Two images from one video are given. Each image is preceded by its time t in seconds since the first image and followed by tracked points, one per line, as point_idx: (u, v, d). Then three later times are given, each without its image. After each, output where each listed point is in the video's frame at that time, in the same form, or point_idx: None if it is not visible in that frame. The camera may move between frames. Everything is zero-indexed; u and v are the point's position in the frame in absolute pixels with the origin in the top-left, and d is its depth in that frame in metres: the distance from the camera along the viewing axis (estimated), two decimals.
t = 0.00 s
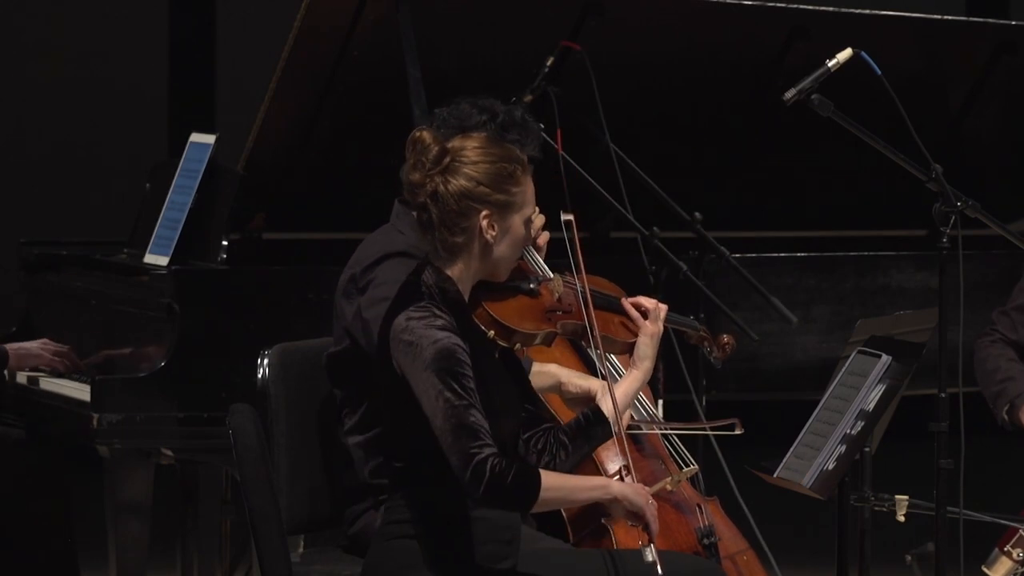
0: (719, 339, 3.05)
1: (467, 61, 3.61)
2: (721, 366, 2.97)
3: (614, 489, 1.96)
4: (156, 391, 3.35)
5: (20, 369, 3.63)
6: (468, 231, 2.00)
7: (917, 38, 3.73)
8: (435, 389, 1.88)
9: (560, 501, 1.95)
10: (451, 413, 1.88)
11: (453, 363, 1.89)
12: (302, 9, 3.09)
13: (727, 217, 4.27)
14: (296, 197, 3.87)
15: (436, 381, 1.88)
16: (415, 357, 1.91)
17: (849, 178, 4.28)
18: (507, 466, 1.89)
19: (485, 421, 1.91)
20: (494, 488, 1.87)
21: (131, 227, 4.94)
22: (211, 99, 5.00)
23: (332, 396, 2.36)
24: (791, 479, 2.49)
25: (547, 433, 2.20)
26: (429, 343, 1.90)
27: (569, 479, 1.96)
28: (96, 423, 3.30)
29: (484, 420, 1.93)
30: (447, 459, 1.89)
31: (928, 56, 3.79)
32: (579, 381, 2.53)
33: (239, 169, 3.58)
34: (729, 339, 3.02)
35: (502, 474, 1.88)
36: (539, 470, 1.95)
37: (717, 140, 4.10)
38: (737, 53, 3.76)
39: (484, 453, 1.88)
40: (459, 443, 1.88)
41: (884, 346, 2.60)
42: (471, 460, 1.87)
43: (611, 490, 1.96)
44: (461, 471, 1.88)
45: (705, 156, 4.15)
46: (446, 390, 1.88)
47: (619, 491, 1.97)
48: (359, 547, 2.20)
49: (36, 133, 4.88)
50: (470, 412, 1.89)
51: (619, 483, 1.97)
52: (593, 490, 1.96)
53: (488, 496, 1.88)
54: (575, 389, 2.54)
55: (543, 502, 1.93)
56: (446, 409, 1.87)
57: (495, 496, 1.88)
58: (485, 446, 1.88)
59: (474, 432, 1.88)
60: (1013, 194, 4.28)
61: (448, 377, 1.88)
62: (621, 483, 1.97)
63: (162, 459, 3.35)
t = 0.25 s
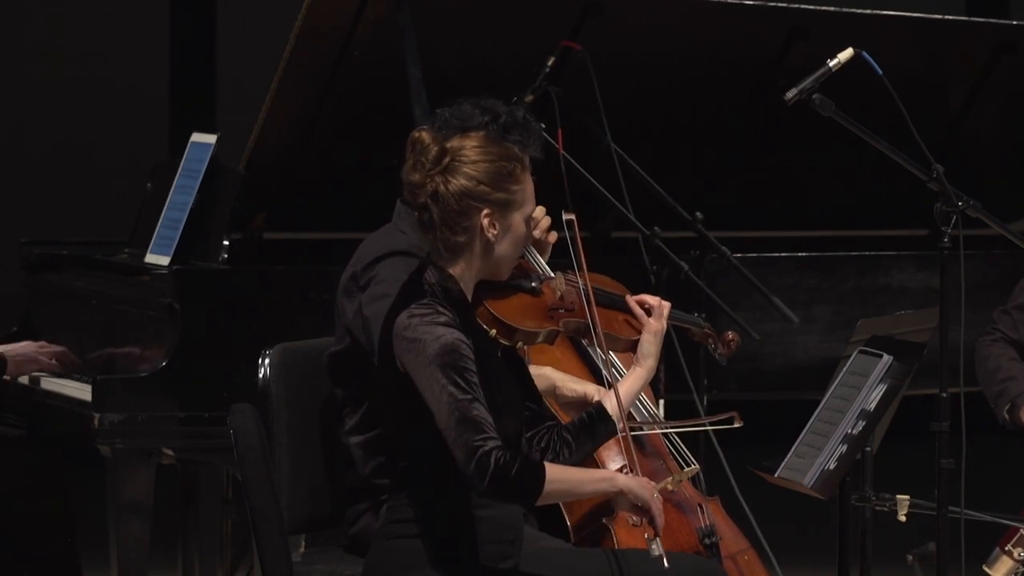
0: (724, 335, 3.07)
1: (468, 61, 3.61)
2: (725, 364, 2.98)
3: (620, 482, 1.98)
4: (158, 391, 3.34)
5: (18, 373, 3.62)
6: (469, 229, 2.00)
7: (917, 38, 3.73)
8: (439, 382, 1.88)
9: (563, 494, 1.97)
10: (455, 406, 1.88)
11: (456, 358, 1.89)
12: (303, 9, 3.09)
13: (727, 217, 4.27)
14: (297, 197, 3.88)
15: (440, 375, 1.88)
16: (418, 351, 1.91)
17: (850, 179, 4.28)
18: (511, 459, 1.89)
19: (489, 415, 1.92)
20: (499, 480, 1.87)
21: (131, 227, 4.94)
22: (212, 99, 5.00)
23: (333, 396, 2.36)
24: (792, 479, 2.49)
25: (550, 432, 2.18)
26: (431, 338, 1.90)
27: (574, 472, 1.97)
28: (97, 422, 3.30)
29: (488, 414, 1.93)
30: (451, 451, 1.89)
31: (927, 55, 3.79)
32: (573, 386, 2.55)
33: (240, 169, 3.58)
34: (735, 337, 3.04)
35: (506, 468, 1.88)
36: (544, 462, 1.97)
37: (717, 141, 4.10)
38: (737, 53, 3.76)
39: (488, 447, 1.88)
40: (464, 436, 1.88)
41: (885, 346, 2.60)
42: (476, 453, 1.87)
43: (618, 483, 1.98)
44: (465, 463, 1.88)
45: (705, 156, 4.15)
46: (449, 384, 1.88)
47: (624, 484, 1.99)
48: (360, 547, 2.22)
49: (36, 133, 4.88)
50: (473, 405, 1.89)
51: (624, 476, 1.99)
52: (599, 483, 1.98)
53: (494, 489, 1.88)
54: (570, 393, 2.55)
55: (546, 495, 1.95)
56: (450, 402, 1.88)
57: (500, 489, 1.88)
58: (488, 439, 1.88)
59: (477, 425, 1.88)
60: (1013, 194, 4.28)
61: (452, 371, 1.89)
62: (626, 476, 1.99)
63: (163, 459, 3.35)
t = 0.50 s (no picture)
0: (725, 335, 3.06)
1: (468, 61, 3.61)
2: (726, 363, 2.98)
3: (619, 500, 1.96)
4: (157, 391, 3.35)
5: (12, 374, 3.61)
6: (467, 225, 2.01)
7: (917, 38, 3.73)
8: (437, 384, 1.88)
9: (560, 506, 1.95)
10: (452, 409, 1.88)
11: (454, 360, 1.89)
12: (303, 8, 3.09)
13: (727, 217, 4.27)
14: (297, 197, 3.88)
15: (438, 377, 1.88)
16: (415, 353, 1.91)
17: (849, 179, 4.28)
18: (506, 464, 1.89)
19: (485, 418, 1.92)
20: (494, 484, 1.87)
21: (131, 227, 4.94)
22: (211, 99, 5.00)
23: (332, 395, 2.36)
24: (791, 479, 2.49)
25: (551, 430, 2.19)
26: (428, 339, 1.90)
27: (576, 487, 1.95)
28: (96, 422, 3.31)
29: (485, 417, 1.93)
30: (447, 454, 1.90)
31: (928, 56, 3.79)
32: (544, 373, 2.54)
33: (239, 169, 3.58)
34: (736, 335, 3.04)
35: (501, 473, 1.87)
36: (543, 471, 1.96)
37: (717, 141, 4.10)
38: (737, 53, 3.76)
39: (484, 451, 1.88)
40: (460, 440, 1.89)
41: (885, 346, 2.60)
42: (471, 457, 1.87)
43: (617, 502, 1.96)
44: (460, 467, 1.88)
45: (704, 156, 4.15)
46: (446, 386, 1.88)
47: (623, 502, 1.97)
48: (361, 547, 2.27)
49: (36, 133, 4.88)
50: (469, 409, 1.89)
51: (628, 497, 1.97)
52: (599, 500, 1.96)
53: (489, 493, 1.87)
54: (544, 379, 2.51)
55: (543, 505, 1.93)
56: (446, 404, 1.88)
57: (495, 493, 1.88)
58: (483, 443, 1.88)
59: (473, 428, 1.88)
60: (1012, 194, 4.29)
61: (449, 373, 1.89)
62: (626, 496, 1.97)
63: (162, 459, 3.36)
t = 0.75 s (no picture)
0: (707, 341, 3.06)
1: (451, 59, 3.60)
2: (709, 368, 2.96)
3: (601, 533, 1.94)
4: (138, 391, 3.34)
5: None
6: (455, 224, 2.00)
7: (899, 38, 3.73)
8: (417, 390, 1.90)
9: (538, 527, 1.95)
10: (432, 414, 1.90)
11: (435, 364, 1.91)
12: (285, 7, 3.07)
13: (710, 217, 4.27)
14: (279, 197, 3.84)
15: (419, 381, 1.90)
16: (397, 354, 1.93)
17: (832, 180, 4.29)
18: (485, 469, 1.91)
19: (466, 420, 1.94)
20: (473, 488, 1.89)
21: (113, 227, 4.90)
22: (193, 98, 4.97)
23: (314, 395, 2.35)
24: (773, 479, 2.48)
25: (533, 431, 2.14)
26: (411, 341, 1.91)
27: (556, 510, 1.94)
28: (78, 423, 3.30)
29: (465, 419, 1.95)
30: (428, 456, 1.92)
31: (910, 56, 3.80)
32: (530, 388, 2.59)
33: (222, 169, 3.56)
34: (719, 341, 3.03)
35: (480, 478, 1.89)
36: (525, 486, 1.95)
37: (702, 142, 4.09)
38: (720, 53, 3.76)
39: (464, 456, 1.90)
40: (439, 444, 1.91)
41: (867, 345, 2.60)
42: (451, 462, 1.89)
43: (599, 534, 1.94)
44: (440, 470, 1.90)
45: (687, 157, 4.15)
46: (427, 390, 1.90)
47: (607, 535, 1.95)
48: (340, 551, 2.30)
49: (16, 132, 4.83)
50: (449, 414, 1.91)
51: (609, 528, 1.95)
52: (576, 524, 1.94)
53: (468, 497, 1.89)
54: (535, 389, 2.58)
55: (519, 522, 1.93)
56: (427, 409, 1.89)
57: (473, 498, 1.89)
58: (464, 446, 1.90)
59: (454, 431, 1.90)
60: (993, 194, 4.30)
61: (430, 378, 1.90)
62: (610, 528, 1.95)
63: (145, 459, 3.35)
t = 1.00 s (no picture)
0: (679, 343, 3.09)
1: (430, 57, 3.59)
2: (680, 370, 3.00)
3: (577, 502, 1.93)
4: (115, 392, 3.31)
5: None
6: (433, 223, 1.99)
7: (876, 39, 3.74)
8: (392, 381, 1.88)
9: (517, 503, 1.92)
10: (407, 402, 1.86)
11: (412, 354, 1.88)
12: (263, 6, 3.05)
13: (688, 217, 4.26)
14: (256, 197, 3.82)
15: (395, 371, 1.87)
16: (374, 349, 1.90)
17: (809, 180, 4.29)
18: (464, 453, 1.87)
19: (444, 411, 1.90)
20: (452, 474, 1.85)
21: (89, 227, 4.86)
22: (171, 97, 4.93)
23: (291, 396, 2.32)
24: (751, 479, 2.47)
25: (511, 431, 2.15)
26: (388, 335, 1.89)
27: (534, 484, 1.93)
28: (56, 422, 3.28)
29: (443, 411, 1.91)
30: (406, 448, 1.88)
31: (887, 56, 3.81)
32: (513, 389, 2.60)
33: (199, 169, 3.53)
34: (690, 342, 3.06)
35: (459, 460, 1.85)
36: (502, 466, 1.92)
37: (682, 142, 4.08)
38: (699, 52, 3.76)
39: (442, 440, 1.86)
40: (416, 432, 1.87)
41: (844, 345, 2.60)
42: (428, 448, 1.85)
43: (575, 503, 1.94)
44: (418, 460, 1.86)
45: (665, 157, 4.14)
46: (404, 380, 1.87)
47: (583, 505, 1.94)
48: (317, 546, 2.23)
49: None
50: (426, 402, 1.87)
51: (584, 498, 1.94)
52: (556, 495, 1.93)
53: (448, 480, 1.85)
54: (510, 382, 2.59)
55: (499, 501, 1.90)
56: (404, 400, 1.86)
57: (453, 483, 1.85)
58: (441, 432, 1.86)
59: (430, 420, 1.86)
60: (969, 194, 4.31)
61: (405, 368, 1.88)
62: (586, 497, 1.94)
63: (123, 459, 3.35)
